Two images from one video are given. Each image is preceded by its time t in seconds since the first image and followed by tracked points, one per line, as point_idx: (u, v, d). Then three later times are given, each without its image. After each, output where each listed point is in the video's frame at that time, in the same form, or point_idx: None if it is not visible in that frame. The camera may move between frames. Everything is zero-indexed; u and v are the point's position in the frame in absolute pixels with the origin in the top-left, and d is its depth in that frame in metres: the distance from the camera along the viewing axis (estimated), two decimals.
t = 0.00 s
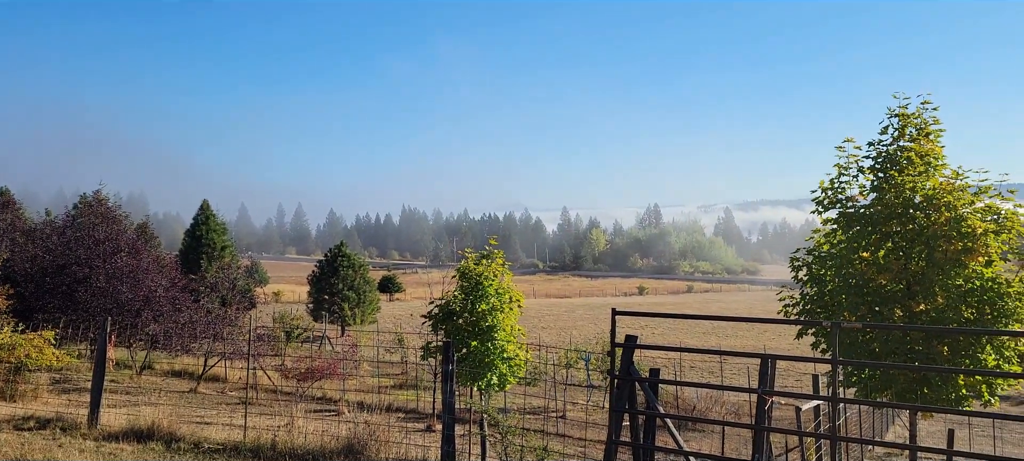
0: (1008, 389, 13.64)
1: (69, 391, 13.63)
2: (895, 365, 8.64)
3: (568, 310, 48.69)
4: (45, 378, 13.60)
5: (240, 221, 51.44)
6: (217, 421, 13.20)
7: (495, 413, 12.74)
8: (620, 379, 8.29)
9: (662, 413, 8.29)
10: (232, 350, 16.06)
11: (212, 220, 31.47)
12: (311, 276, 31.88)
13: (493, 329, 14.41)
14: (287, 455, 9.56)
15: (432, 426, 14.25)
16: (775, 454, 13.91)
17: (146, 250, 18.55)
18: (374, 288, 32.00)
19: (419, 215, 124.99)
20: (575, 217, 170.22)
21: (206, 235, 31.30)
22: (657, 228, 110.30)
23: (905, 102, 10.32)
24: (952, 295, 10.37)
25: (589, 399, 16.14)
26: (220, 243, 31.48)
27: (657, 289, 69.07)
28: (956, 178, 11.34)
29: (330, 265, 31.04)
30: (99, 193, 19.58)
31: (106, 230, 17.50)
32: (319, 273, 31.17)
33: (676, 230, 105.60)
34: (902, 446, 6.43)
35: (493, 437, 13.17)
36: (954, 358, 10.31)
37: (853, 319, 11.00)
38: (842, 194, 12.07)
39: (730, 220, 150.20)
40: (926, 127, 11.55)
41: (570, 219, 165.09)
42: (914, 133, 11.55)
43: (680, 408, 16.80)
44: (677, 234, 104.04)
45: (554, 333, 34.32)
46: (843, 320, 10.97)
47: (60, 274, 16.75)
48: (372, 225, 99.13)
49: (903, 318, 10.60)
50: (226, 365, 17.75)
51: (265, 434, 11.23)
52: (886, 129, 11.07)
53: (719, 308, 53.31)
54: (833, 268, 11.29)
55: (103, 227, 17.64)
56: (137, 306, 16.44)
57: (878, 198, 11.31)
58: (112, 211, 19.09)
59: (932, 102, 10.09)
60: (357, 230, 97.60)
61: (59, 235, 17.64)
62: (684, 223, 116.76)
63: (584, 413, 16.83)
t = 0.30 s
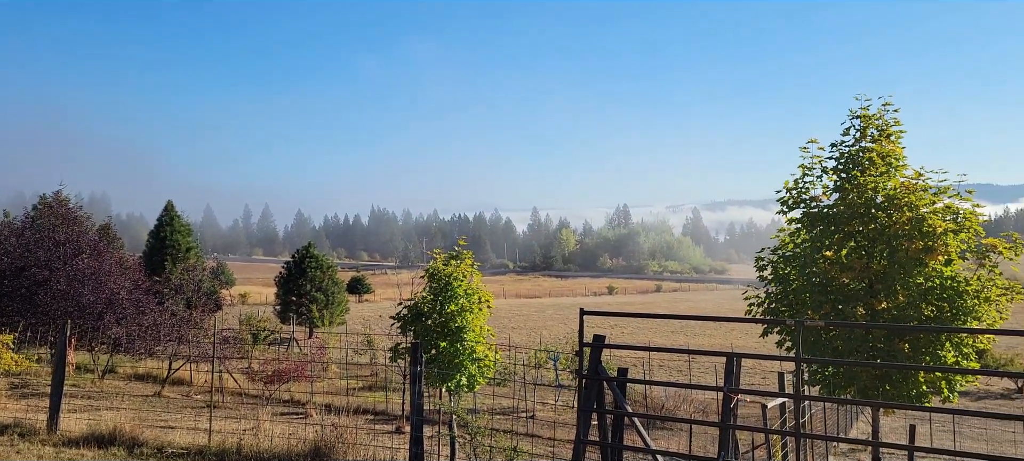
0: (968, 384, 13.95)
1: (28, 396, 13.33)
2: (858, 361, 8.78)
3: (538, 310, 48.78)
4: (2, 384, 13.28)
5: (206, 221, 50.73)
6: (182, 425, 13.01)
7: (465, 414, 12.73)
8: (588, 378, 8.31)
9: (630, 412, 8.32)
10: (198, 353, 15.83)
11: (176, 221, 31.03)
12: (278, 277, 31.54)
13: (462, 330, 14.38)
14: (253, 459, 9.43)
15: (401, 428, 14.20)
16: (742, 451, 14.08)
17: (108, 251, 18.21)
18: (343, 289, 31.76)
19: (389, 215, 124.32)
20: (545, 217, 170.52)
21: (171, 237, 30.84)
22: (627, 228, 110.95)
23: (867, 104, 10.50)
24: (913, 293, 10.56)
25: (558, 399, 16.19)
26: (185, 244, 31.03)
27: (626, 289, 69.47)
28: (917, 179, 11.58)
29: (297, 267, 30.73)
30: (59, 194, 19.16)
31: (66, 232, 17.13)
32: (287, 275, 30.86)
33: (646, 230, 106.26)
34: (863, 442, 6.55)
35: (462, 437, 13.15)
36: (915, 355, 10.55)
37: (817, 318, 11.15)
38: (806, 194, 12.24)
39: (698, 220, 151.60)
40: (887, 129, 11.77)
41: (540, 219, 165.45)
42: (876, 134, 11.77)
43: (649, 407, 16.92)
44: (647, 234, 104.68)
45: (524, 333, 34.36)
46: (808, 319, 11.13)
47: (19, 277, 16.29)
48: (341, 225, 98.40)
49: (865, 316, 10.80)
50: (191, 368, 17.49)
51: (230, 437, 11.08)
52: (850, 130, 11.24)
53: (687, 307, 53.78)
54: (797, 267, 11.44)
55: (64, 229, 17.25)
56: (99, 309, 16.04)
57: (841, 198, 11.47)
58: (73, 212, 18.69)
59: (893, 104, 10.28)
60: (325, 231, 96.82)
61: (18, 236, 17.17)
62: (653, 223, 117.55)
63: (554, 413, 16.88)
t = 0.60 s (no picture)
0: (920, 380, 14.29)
1: None
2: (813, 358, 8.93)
3: (501, 310, 48.80)
4: None
5: (162, 222, 49.76)
6: (137, 430, 12.74)
7: (426, 415, 12.66)
8: (550, 378, 8.31)
9: (591, 412, 8.34)
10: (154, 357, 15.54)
11: (131, 222, 30.46)
12: (237, 279, 31.08)
13: (424, 331, 14.29)
14: None
15: (362, 430, 14.10)
16: (702, 449, 14.23)
17: (60, 253, 17.80)
18: (304, 290, 31.38)
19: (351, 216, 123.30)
20: (508, 218, 170.63)
21: (126, 238, 30.22)
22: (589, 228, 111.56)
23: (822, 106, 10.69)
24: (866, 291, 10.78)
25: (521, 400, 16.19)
26: (141, 245, 30.42)
27: (589, 289, 69.88)
28: (870, 179, 11.82)
29: (256, 268, 30.30)
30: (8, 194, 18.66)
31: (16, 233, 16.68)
32: (246, 277, 30.41)
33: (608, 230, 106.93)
34: (817, 438, 6.66)
35: (424, 439, 13.10)
36: (868, 353, 10.78)
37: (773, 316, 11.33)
38: (763, 194, 12.43)
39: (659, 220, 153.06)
40: (842, 130, 12.00)
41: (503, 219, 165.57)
42: (831, 136, 11.99)
43: (611, 406, 17.04)
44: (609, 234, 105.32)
45: (486, 334, 34.34)
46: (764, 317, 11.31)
47: None
48: (301, 226, 97.29)
49: (820, 314, 10.99)
50: (147, 372, 17.16)
51: (186, 442, 10.86)
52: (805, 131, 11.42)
53: (649, 306, 54.25)
54: (754, 266, 11.60)
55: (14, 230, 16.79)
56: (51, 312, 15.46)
57: (798, 198, 11.65)
58: (23, 213, 18.23)
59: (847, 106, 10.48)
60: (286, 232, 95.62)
61: None
62: (616, 223, 118.35)
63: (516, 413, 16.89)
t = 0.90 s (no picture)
0: (875, 377, 14.59)
1: None
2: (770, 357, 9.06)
3: (466, 311, 48.75)
4: None
5: (118, 224, 48.75)
6: (90, 436, 12.46)
7: (388, 417, 12.57)
8: (511, 379, 8.32)
9: (553, 412, 8.36)
10: (108, 361, 15.22)
11: (86, 223, 29.80)
12: (196, 280, 30.56)
13: (387, 333, 14.18)
14: None
15: (324, 434, 13.95)
16: (663, 447, 14.38)
17: (10, 255, 17.36)
18: (264, 293, 30.90)
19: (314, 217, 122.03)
20: (472, 218, 170.34)
21: (80, 239, 29.52)
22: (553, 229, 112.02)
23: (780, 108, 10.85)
24: (822, 291, 10.98)
25: (484, 401, 16.18)
26: (96, 247, 29.77)
27: (553, 289, 70.14)
28: (826, 181, 12.03)
29: (215, 270, 29.81)
30: None
31: None
32: (204, 279, 29.92)
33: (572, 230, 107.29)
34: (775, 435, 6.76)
35: (386, 442, 13.00)
36: (825, 351, 10.97)
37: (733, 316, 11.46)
38: (723, 195, 12.57)
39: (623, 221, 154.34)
40: (799, 133, 12.20)
41: (468, 220, 165.44)
42: (788, 138, 12.18)
43: (574, 405, 17.10)
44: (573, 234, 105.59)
45: (450, 335, 34.27)
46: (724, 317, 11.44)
47: None
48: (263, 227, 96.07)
49: (778, 313, 11.15)
50: (102, 376, 16.81)
51: (141, 448, 10.64)
52: (762, 134, 11.61)
53: (612, 306, 54.61)
54: (715, 266, 11.73)
55: None
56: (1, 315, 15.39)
57: (756, 199, 11.81)
58: None
59: (803, 108, 10.66)
60: (247, 233, 94.30)
61: None
62: (580, 223, 118.92)
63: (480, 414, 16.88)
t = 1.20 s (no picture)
0: (839, 375, 14.82)
1: None
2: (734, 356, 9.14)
3: (434, 312, 48.63)
4: None
5: (79, 225, 47.80)
6: (49, 442, 12.19)
7: (356, 420, 12.48)
8: (479, 380, 8.29)
9: (521, 413, 8.36)
10: (69, 365, 14.91)
11: (44, 224, 29.17)
12: (159, 282, 30.08)
13: (354, 335, 14.08)
14: None
15: (290, 437, 13.80)
16: (631, 447, 14.46)
17: None
18: (230, 294, 30.56)
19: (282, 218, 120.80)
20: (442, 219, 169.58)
21: (38, 241, 28.87)
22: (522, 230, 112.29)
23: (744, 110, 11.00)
24: (787, 291, 11.12)
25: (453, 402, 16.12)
26: (55, 249, 29.15)
27: (523, 290, 70.19)
28: (790, 182, 12.22)
29: (179, 271, 29.36)
30: None
31: None
32: (168, 281, 29.47)
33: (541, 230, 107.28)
34: (741, 433, 6.85)
35: (353, 444, 12.90)
36: (789, 349, 11.10)
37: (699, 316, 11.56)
38: (689, 196, 12.68)
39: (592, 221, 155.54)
40: (763, 134, 12.38)
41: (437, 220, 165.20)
42: (753, 139, 12.34)
43: (543, 406, 17.13)
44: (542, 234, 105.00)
45: (419, 336, 34.15)
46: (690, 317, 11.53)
47: None
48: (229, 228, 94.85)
49: (743, 312, 11.25)
50: (62, 381, 16.45)
51: (102, 453, 10.43)
52: (728, 135, 11.75)
53: (581, 307, 54.81)
54: (681, 266, 11.83)
55: None
56: None
57: (722, 200, 11.95)
58: None
59: (767, 111, 10.70)
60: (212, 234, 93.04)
61: None
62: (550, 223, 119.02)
63: (449, 415, 16.84)
